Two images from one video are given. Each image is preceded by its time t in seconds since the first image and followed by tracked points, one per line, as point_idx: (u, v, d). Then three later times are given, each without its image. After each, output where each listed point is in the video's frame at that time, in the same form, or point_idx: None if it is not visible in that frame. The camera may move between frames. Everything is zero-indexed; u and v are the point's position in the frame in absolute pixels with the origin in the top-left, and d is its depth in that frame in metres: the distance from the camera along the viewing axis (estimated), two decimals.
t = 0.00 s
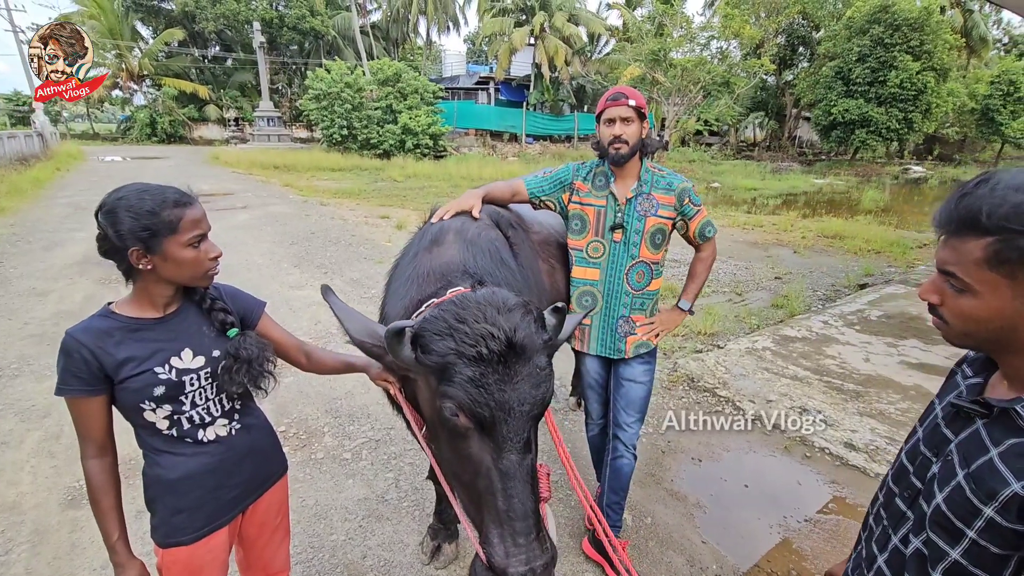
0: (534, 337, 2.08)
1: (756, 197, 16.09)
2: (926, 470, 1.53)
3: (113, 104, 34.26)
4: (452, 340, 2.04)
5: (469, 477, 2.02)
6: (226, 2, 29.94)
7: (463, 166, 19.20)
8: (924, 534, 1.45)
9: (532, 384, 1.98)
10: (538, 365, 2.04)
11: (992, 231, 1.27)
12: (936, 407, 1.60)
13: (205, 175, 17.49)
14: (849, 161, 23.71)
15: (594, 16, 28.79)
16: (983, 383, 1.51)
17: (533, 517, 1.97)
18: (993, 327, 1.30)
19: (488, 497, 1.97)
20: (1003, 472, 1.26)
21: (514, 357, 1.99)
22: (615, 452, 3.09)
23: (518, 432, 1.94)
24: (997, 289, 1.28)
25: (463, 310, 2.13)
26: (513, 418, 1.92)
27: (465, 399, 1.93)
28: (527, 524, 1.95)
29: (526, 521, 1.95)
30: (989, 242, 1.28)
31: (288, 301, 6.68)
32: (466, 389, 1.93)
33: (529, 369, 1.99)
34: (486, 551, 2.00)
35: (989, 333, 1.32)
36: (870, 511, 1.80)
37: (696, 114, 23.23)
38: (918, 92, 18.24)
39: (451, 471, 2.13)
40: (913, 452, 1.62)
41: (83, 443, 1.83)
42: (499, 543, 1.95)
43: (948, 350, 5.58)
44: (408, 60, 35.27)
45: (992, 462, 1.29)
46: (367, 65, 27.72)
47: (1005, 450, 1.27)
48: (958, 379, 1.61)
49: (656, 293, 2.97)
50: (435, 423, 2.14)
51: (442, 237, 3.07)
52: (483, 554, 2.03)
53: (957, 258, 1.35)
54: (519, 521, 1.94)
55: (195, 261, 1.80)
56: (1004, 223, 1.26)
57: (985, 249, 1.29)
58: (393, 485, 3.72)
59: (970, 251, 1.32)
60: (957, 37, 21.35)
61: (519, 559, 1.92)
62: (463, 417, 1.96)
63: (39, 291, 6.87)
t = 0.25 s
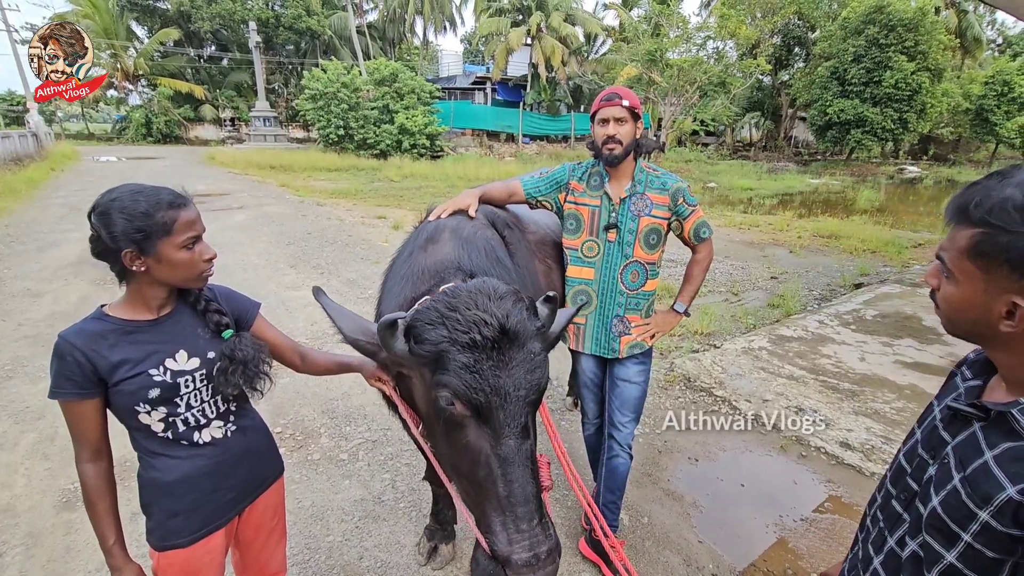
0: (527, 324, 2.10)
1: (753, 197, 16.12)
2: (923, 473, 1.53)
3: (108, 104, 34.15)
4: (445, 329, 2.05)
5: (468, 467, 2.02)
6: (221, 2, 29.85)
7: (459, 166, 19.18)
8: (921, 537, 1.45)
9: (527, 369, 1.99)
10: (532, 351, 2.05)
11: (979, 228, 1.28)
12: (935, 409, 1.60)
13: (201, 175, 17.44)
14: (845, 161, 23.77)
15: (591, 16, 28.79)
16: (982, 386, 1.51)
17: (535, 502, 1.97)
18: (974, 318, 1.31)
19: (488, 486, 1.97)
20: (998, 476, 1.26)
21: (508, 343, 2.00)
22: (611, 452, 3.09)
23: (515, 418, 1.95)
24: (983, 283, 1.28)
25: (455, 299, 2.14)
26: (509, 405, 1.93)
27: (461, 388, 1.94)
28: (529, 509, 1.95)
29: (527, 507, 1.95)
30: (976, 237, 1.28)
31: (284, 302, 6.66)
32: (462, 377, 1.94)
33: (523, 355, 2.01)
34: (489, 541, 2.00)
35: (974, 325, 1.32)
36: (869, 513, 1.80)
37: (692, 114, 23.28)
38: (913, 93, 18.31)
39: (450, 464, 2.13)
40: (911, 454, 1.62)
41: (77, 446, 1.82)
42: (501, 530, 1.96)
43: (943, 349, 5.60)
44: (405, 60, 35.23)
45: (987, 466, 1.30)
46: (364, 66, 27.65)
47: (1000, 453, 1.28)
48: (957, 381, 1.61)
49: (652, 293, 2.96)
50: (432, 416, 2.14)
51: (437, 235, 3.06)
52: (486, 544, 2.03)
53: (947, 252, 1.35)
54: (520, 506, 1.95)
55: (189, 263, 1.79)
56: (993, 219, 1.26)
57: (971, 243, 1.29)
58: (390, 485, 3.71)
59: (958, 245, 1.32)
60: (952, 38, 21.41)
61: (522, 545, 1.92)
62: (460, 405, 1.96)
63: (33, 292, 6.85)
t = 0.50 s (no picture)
0: (522, 313, 2.13)
1: (751, 198, 16.13)
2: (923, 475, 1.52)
3: (106, 103, 34.09)
4: (441, 320, 2.07)
5: (468, 459, 2.02)
6: (219, 2, 29.82)
7: (458, 166, 19.17)
8: (921, 538, 1.45)
9: (524, 355, 2.02)
10: (529, 338, 2.08)
11: (981, 226, 1.28)
12: (934, 410, 1.61)
13: (199, 175, 17.41)
14: (843, 162, 23.80)
15: (590, 17, 28.80)
16: (983, 387, 1.51)
17: (538, 489, 1.97)
18: (978, 319, 1.30)
19: (489, 476, 1.97)
20: (1000, 478, 1.26)
21: (503, 331, 2.03)
22: (610, 453, 3.09)
23: (514, 404, 1.96)
24: (985, 282, 1.28)
25: (450, 292, 2.17)
26: (507, 391, 1.95)
27: (459, 377, 1.96)
28: (532, 497, 1.95)
29: (530, 493, 1.95)
30: (977, 236, 1.29)
31: (283, 302, 6.65)
32: (460, 366, 1.96)
33: (519, 342, 2.03)
34: (493, 533, 1.98)
35: (977, 325, 1.32)
36: (868, 514, 1.79)
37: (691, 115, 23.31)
38: (910, 93, 18.37)
39: (451, 458, 2.12)
40: (911, 455, 1.62)
41: (75, 448, 1.81)
42: (505, 520, 1.94)
43: (941, 349, 5.61)
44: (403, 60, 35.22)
45: (988, 467, 1.30)
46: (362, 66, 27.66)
47: (1003, 455, 1.28)
48: (957, 382, 1.61)
49: (650, 293, 2.96)
50: (431, 409, 2.14)
51: (434, 235, 3.06)
52: (490, 537, 2.01)
53: (948, 252, 1.35)
54: (523, 494, 1.94)
55: (187, 263, 1.79)
56: (995, 218, 1.26)
57: (974, 242, 1.29)
58: (388, 486, 3.70)
59: (960, 244, 1.32)
60: (949, 38, 21.45)
61: (527, 533, 1.91)
62: (458, 395, 1.97)
63: (30, 293, 6.83)
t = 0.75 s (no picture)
0: (516, 308, 2.16)
1: (748, 200, 16.17)
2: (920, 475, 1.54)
3: (104, 103, 34.03)
4: (435, 316, 2.10)
5: (466, 454, 2.02)
6: (218, 3, 29.80)
7: (456, 168, 19.18)
8: (919, 537, 1.45)
9: (519, 348, 2.04)
10: (523, 332, 2.11)
11: (980, 230, 1.29)
12: (931, 410, 1.62)
13: (197, 176, 17.40)
14: (840, 164, 23.88)
15: (588, 19, 28.85)
16: (979, 388, 1.52)
17: (536, 481, 1.97)
18: (979, 322, 1.31)
19: (486, 469, 1.97)
20: (998, 479, 1.27)
21: (498, 326, 2.06)
22: (608, 453, 3.09)
23: (510, 396, 1.97)
24: (986, 285, 1.29)
25: (443, 289, 2.21)
26: (502, 383, 1.97)
27: (454, 372, 1.97)
28: (530, 489, 1.95)
29: (528, 486, 1.94)
30: (976, 239, 1.30)
31: (281, 303, 6.65)
32: (455, 360, 1.98)
33: (513, 335, 2.06)
34: (491, 528, 1.98)
35: (977, 328, 1.32)
36: (865, 513, 1.80)
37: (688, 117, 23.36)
38: (907, 96, 18.46)
39: (448, 453, 2.12)
40: (908, 456, 1.63)
41: (74, 449, 1.81)
42: (503, 513, 1.94)
43: (937, 351, 5.63)
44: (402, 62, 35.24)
45: (986, 468, 1.31)
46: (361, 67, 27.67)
47: (1001, 456, 1.29)
48: (953, 382, 1.62)
49: (648, 294, 2.97)
50: (427, 405, 2.15)
51: (432, 235, 3.06)
52: (489, 532, 2.00)
53: (947, 256, 1.36)
54: (521, 486, 1.94)
55: (188, 264, 1.79)
56: (994, 221, 1.27)
57: (974, 246, 1.30)
58: (386, 487, 3.70)
59: (959, 249, 1.33)
60: (946, 42, 21.55)
61: (525, 525, 1.90)
62: (454, 390, 1.98)
63: (27, 293, 6.81)
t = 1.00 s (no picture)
0: (510, 305, 2.17)
1: (746, 201, 16.21)
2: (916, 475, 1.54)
3: (101, 103, 33.92)
4: (429, 313, 2.11)
5: (461, 451, 2.03)
6: (215, 3, 29.75)
7: (454, 168, 19.17)
8: (915, 537, 1.46)
9: (512, 344, 2.05)
10: (517, 329, 2.11)
11: (974, 234, 1.30)
12: (927, 411, 1.62)
13: (194, 176, 17.36)
14: (836, 166, 23.95)
15: (586, 20, 28.88)
16: (974, 388, 1.53)
17: (531, 477, 1.97)
18: (979, 326, 1.31)
19: (481, 466, 1.97)
20: (994, 479, 1.28)
21: (492, 322, 2.07)
22: (606, 455, 3.09)
23: (504, 392, 1.98)
24: (983, 289, 1.29)
25: (437, 286, 2.21)
26: (496, 379, 1.96)
27: (447, 369, 1.98)
28: (525, 484, 1.95)
29: (522, 481, 1.94)
30: (972, 243, 1.30)
31: (278, 304, 6.64)
32: (449, 357, 1.99)
33: (507, 332, 2.07)
34: (486, 524, 1.98)
35: (974, 333, 1.32)
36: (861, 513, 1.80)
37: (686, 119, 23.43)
38: (904, 98, 18.55)
39: (443, 451, 2.13)
40: (904, 457, 1.63)
41: (70, 450, 1.80)
42: (498, 509, 1.93)
43: (933, 352, 5.65)
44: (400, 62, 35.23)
45: (982, 468, 1.31)
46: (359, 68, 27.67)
47: (997, 456, 1.29)
48: (946, 383, 1.63)
49: (644, 295, 2.97)
50: (421, 404, 2.16)
51: (429, 236, 3.06)
52: (483, 529, 2.00)
53: (943, 260, 1.37)
54: (515, 482, 1.94)
55: (185, 266, 1.79)
56: (989, 226, 1.27)
57: (970, 250, 1.31)
58: (383, 488, 3.70)
59: (955, 253, 1.34)
60: (942, 44, 21.63)
61: (519, 522, 1.90)
62: (448, 387, 1.99)
63: (23, 294, 6.79)
